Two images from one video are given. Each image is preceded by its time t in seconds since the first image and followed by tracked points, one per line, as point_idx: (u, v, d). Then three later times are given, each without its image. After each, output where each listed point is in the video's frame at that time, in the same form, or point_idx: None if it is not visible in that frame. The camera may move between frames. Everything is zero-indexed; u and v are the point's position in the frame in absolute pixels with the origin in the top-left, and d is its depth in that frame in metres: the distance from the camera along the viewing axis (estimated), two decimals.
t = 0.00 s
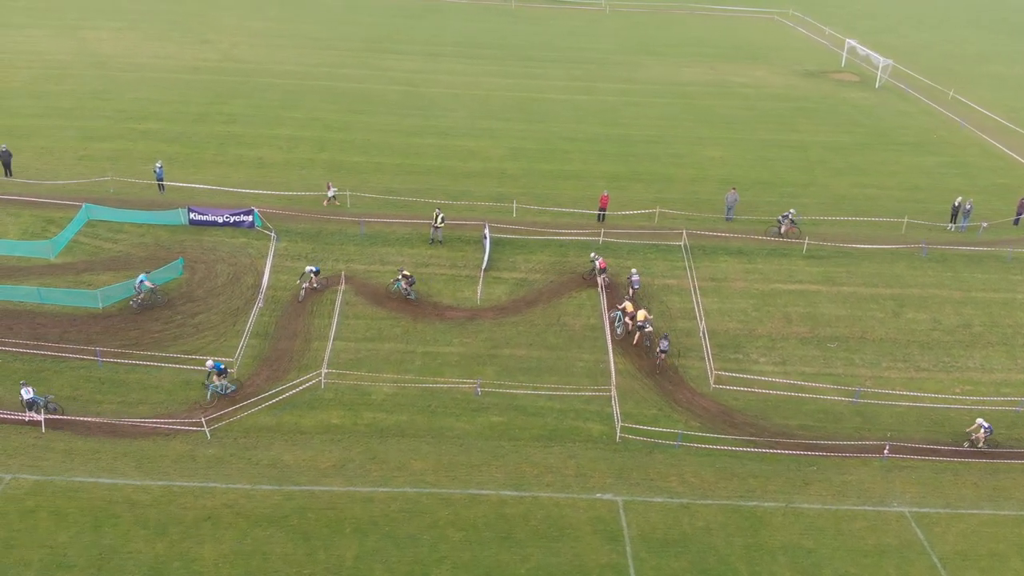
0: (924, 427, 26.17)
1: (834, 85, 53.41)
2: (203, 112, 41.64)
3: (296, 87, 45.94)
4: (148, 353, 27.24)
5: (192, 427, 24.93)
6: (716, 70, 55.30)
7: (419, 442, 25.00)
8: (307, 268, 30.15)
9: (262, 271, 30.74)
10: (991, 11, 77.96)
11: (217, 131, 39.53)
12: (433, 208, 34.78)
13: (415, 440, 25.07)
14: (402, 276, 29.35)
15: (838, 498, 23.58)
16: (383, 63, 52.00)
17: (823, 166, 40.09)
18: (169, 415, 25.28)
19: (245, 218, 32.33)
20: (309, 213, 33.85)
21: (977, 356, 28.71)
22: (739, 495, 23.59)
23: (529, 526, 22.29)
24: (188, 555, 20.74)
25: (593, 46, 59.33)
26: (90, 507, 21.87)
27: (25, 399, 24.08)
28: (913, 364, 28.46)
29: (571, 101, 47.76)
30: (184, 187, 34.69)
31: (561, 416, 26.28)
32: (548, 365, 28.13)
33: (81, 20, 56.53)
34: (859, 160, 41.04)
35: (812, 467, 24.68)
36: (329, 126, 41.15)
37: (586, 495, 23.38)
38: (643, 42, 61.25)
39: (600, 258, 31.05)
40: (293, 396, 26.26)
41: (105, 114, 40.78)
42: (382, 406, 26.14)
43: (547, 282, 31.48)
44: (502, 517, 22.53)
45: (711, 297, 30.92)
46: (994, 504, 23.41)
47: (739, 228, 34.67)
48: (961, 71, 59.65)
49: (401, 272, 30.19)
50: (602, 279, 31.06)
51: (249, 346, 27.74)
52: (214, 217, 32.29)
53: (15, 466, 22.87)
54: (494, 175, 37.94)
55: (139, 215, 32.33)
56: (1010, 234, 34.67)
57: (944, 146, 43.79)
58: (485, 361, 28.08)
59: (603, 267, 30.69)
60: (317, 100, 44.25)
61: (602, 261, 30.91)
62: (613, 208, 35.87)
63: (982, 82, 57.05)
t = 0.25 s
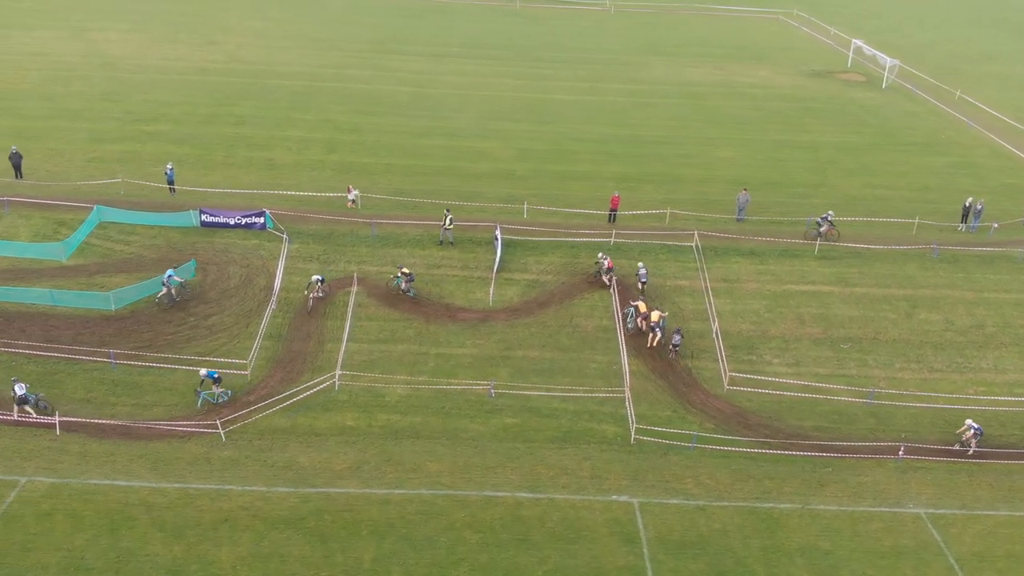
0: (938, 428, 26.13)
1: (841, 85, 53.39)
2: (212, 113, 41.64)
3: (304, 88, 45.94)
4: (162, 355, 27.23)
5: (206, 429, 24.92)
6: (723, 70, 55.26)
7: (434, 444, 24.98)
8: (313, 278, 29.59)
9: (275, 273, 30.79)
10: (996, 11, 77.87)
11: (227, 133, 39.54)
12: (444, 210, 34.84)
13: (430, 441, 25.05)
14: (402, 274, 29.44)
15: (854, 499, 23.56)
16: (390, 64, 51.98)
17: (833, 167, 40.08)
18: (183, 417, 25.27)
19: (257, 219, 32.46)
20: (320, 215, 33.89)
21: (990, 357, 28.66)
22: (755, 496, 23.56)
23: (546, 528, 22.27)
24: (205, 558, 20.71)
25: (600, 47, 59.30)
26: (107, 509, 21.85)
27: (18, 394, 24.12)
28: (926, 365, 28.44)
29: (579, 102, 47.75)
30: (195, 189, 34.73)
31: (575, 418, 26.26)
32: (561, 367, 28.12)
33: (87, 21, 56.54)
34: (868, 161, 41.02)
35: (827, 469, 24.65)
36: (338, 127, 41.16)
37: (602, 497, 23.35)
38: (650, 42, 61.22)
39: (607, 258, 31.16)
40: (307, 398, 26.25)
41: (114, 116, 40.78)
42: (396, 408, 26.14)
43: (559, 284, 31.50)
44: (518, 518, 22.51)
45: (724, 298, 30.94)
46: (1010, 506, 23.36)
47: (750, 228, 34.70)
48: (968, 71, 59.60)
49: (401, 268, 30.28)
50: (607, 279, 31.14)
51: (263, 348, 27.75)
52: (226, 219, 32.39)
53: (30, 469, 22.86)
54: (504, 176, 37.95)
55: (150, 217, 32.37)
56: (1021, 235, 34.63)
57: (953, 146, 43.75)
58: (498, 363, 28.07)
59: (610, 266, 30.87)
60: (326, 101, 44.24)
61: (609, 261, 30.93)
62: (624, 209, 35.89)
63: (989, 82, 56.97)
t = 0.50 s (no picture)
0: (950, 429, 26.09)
1: (846, 85, 53.36)
2: (218, 115, 41.64)
3: (311, 89, 45.94)
4: (173, 357, 27.22)
5: (219, 431, 24.90)
6: (729, 70, 55.23)
7: (446, 445, 24.97)
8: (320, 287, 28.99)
9: (285, 274, 30.82)
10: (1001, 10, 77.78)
11: (234, 134, 39.56)
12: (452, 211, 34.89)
13: (442, 443, 25.05)
14: (399, 272, 29.58)
15: (867, 500, 23.55)
16: (395, 64, 51.96)
17: (840, 168, 40.08)
18: (195, 419, 25.26)
19: (267, 221, 32.55)
20: (329, 216, 33.93)
21: (1001, 358, 28.60)
22: (768, 498, 23.54)
23: (559, 530, 22.26)
24: (220, 560, 20.70)
25: (605, 47, 59.26)
26: (121, 512, 21.85)
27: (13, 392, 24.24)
28: (937, 365, 28.41)
29: (585, 102, 47.73)
30: (204, 190, 34.78)
31: (586, 419, 26.25)
32: (572, 368, 28.11)
33: (93, 23, 56.57)
34: (875, 161, 41.00)
35: (839, 470, 24.64)
36: (346, 128, 41.16)
37: (615, 498, 23.33)
38: (654, 42, 61.19)
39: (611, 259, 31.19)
40: (319, 399, 26.24)
41: (121, 117, 40.78)
42: (408, 410, 26.13)
43: (569, 285, 31.52)
44: (532, 520, 22.51)
45: (734, 299, 30.95)
46: None
47: (759, 229, 34.73)
48: (973, 70, 59.55)
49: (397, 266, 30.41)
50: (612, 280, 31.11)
51: (274, 350, 27.76)
52: (236, 221, 32.47)
53: (43, 471, 22.86)
54: (512, 177, 37.96)
55: (160, 218, 32.43)
56: None
57: (960, 146, 43.71)
58: (509, 364, 28.07)
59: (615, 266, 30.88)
60: (332, 103, 44.23)
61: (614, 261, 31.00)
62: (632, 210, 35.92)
63: (994, 81, 56.92)
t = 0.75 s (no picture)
0: (962, 431, 26.04)
1: (852, 86, 53.34)
2: (225, 115, 41.60)
3: (317, 90, 45.92)
4: (184, 358, 27.19)
5: (231, 432, 24.87)
6: (734, 71, 55.22)
7: (458, 447, 24.94)
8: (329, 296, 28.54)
9: (295, 276, 30.82)
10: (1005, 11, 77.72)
11: (242, 135, 39.54)
12: (462, 213, 34.91)
13: (454, 444, 25.02)
14: (395, 269, 29.92)
15: (880, 502, 23.52)
16: (401, 65, 51.92)
17: (848, 169, 40.06)
18: (207, 420, 25.23)
19: (276, 222, 32.59)
20: (339, 217, 33.94)
21: (1012, 359, 28.55)
22: (782, 500, 23.51)
23: (573, 532, 22.23)
24: (234, 562, 20.66)
25: (610, 48, 59.21)
26: (134, 514, 21.82)
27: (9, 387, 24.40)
28: (947, 367, 28.39)
29: (591, 103, 47.70)
30: (213, 191, 34.79)
31: (598, 421, 26.22)
32: (583, 370, 28.09)
33: (98, 23, 56.54)
34: (883, 162, 40.99)
35: (852, 472, 24.62)
36: (353, 129, 41.13)
37: (628, 500, 23.29)
38: (660, 43, 61.15)
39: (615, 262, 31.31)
40: (330, 401, 26.21)
41: (129, 117, 40.75)
42: (420, 411, 26.11)
43: (579, 286, 31.53)
44: (545, 522, 22.47)
45: (744, 301, 30.95)
46: None
47: (768, 230, 34.75)
48: (978, 71, 59.51)
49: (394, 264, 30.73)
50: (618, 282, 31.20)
51: (285, 351, 27.74)
52: (245, 222, 32.49)
53: (56, 473, 22.83)
54: (520, 178, 37.94)
55: (169, 220, 32.44)
56: None
57: (967, 147, 43.67)
58: (520, 365, 28.05)
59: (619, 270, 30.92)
60: (339, 103, 44.20)
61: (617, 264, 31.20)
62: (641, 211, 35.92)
63: (1000, 82, 56.87)
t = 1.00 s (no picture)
0: (972, 433, 26.03)
1: (857, 87, 53.36)
2: (231, 115, 41.56)
3: (323, 90, 45.89)
4: (193, 359, 27.17)
5: (240, 433, 24.83)
6: (739, 72, 55.23)
7: (468, 448, 24.92)
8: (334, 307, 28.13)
9: (304, 276, 30.81)
10: (1008, 12, 77.74)
11: (248, 135, 39.52)
12: (469, 214, 34.93)
13: (464, 446, 25.00)
14: (392, 268, 29.92)
15: (890, 504, 23.52)
16: (406, 65, 51.89)
17: (854, 170, 40.08)
18: (217, 421, 25.20)
19: (284, 223, 32.61)
20: (347, 218, 33.95)
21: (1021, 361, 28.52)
22: (792, 502, 23.50)
23: (584, 534, 22.21)
24: (246, 564, 20.63)
25: (615, 48, 59.19)
26: (145, 515, 21.78)
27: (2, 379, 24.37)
28: (956, 369, 28.38)
29: (597, 103, 47.69)
30: (220, 192, 34.80)
31: (608, 422, 26.21)
32: (592, 371, 28.08)
33: (103, 23, 56.49)
34: (889, 163, 41.00)
35: (862, 474, 24.61)
36: (359, 130, 41.12)
37: (639, 502, 23.27)
38: (664, 43, 61.15)
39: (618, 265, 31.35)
40: (340, 402, 26.18)
41: (135, 117, 40.72)
42: (430, 412, 26.09)
43: (587, 288, 31.54)
44: (556, 524, 22.45)
45: (753, 302, 30.97)
46: None
47: (775, 231, 34.78)
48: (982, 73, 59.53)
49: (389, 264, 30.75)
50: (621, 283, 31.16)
51: (294, 352, 27.72)
52: (253, 222, 32.53)
53: (67, 474, 22.80)
54: (527, 179, 37.94)
55: (177, 220, 32.46)
56: None
57: (973, 149, 43.68)
58: (529, 367, 28.03)
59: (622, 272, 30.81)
60: (345, 104, 44.18)
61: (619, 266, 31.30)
62: (648, 212, 35.95)
63: (1004, 83, 56.89)
